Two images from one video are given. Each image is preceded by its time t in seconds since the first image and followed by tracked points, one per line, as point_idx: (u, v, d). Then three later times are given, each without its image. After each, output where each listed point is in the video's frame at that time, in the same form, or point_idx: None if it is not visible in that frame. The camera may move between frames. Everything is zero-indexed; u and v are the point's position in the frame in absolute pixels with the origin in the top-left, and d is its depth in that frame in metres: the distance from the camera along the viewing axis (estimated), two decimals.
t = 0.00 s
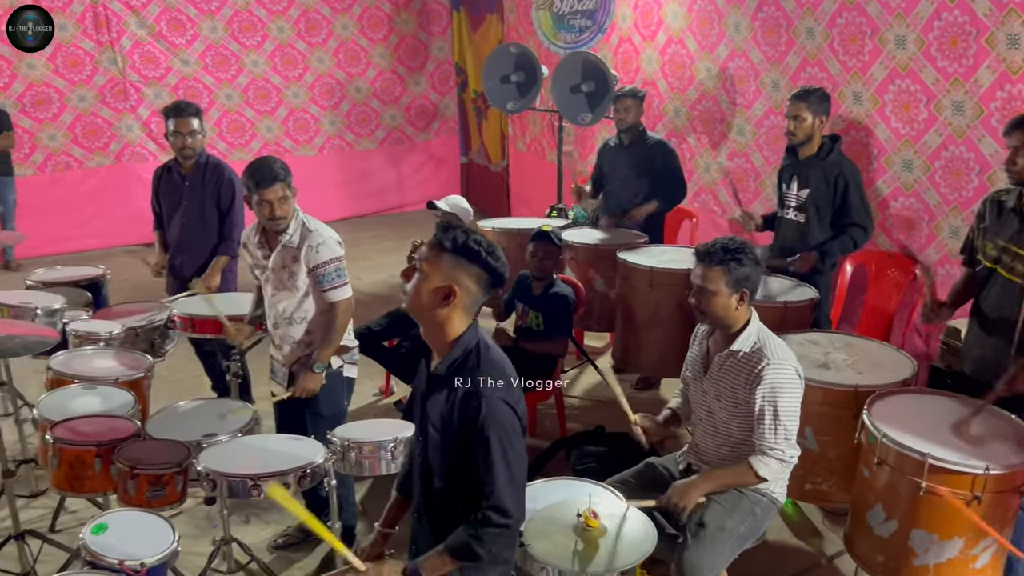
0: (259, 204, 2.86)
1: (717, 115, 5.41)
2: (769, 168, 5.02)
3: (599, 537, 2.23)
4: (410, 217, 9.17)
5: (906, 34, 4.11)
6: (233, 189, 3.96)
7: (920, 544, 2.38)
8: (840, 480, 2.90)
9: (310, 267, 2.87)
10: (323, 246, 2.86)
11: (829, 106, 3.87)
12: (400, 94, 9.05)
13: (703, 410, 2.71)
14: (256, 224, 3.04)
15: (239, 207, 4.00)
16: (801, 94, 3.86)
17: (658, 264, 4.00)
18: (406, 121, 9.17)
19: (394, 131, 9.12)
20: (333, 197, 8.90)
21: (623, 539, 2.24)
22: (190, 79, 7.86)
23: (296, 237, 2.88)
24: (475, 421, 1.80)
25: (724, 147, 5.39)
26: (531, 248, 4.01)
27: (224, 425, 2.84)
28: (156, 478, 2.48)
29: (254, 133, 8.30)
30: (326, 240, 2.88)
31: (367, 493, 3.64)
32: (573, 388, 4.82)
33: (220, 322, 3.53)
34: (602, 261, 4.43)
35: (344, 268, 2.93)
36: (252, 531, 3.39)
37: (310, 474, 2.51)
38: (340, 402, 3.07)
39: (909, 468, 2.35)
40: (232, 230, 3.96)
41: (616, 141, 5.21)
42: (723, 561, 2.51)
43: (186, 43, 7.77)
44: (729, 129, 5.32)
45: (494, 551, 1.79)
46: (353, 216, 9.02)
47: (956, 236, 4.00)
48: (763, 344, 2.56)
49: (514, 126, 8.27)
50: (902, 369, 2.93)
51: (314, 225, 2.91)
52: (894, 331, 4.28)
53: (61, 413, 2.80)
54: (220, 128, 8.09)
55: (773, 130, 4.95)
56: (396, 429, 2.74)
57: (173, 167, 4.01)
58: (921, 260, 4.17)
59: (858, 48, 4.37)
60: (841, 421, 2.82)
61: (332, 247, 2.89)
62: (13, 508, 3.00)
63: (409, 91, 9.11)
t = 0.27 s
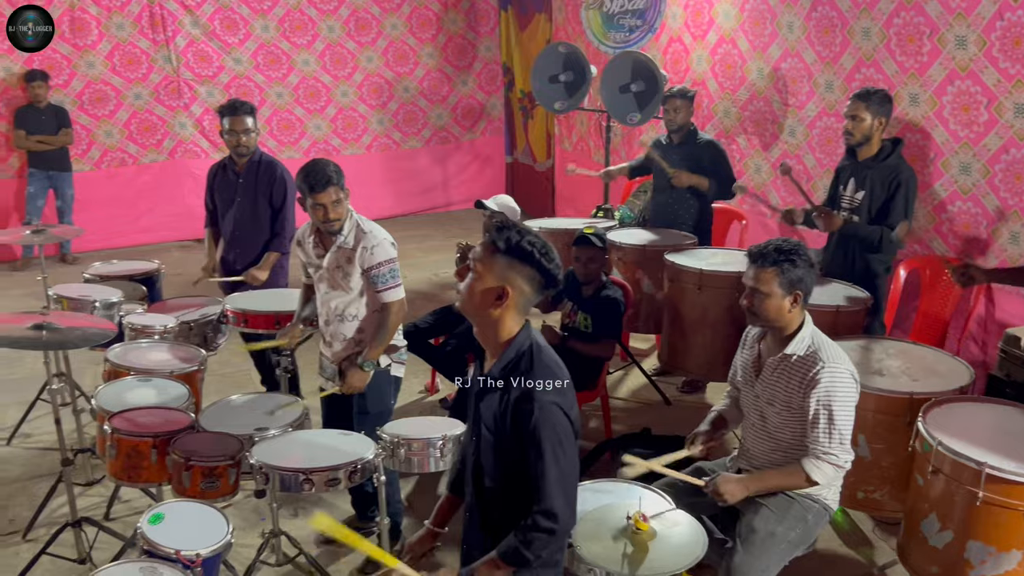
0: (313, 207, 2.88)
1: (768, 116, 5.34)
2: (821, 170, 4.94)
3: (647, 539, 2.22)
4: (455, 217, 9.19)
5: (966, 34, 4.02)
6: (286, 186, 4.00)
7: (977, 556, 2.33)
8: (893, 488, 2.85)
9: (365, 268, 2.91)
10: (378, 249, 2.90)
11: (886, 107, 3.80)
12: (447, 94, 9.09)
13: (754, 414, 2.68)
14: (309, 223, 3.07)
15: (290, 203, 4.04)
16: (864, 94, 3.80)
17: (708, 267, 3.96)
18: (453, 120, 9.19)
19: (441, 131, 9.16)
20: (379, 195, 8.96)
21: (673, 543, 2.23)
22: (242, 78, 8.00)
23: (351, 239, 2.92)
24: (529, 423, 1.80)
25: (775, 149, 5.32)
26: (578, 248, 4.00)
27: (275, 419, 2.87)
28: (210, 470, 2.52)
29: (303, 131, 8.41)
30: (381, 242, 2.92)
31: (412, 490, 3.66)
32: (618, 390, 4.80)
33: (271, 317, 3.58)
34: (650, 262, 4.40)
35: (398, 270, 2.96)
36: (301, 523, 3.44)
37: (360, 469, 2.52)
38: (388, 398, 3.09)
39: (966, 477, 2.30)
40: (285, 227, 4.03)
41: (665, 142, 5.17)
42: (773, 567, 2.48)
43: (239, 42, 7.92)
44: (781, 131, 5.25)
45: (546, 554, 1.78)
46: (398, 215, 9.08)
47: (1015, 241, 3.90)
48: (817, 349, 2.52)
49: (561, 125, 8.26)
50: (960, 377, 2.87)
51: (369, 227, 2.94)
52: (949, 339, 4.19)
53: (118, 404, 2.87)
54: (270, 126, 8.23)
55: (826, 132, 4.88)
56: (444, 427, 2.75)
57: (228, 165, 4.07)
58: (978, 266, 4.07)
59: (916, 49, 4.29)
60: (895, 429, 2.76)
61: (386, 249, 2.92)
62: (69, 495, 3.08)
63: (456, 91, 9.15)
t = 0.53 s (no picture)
0: (383, 207, 2.92)
1: (838, 118, 5.23)
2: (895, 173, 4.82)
3: (714, 547, 2.18)
4: (515, 217, 9.20)
5: None
6: (352, 186, 4.04)
7: None
8: (968, 502, 2.76)
9: (434, 266, 2.94)
10: (447, 246, 2.92)
11: (965, 109, 3.69)
12: (510, 94, 9.10)
13: (824, 422, 2.62)
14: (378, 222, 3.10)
15: (357, 203, 4.07)
16: (942, 94, 3.70)
17: (775, 271, 3.90)
18: (515, 121, 9.20)
19: (503, 131, 9.18)
20: (440, 195, 9.02)
21: (740, 550, 2.19)
22: (309, 78, 8.13)
23: (420, 238, 2.94)
24: (599, 426, 1.79)
25: (845, 151, 5.21)
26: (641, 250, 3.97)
27: (342, 414, 2.91)
28: (278, 463, 2.56)
29: (368, 131, 8.52)
30: (450, 240, 2.94)
31: (473, 491, 3.68)
32: (679, 393, 4.75)
33: (338, 313, 3.63)
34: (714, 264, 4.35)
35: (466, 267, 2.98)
36: (363, 518, 3.48)
37: (425, 467, 2.55)
38: (450, 397, 3.11)
39: None
40: (349, 226, 4.06)
41: (732, 144, 5.11)
42: None
43: (307, 43, 8.07)
44: (851, 133, 5.14)
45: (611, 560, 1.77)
46: (459, 215, 9.13)
47: None
48: (892, 355, 2.46)
49: (624, 126, 8.21)
50: None
51: (438, 225, 2.97)
52: None
53: (191, 396, 2.94)
54: (336, 126, 8.36)
55: (899, 134, 4.77)
56: (507, 427, 2.76)
57: (298, 164, 4.14)
58: None
59: (996, 49, 4.15)
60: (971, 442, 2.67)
61: (455, 246, 2.94)
62: (143, 483, 3.17)
63: (519, 91, 9.15)
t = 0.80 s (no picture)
0: (474, 201, 2.94)
1: (945, 118, 5.03)
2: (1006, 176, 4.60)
3: (810, 557, 2.13)
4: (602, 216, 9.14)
5: None
6: (445, 183, 4.09)
7: None
8: None
9: (524, 264, 2.94)
10: (537, 244, 2.92)
11: None
12: (598, 92, 9.05)
13: (928, 433, 2.52)
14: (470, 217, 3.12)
15: (449, 199, 4.12)
16: None
17: (876, 275, 3.77)
18: (603, 119, 9.14)
19: (590, 129, 9.13)
20: (526, 193, 9.03)
21: (836, 564, 2.12)
22: (401, 76, 8.25)
23: (510, 234, 2.95)
24: (691, 436, 1.75)
25: (951, 152, 5.00)
26: (734, 250, 3.89)
27: (432, 408, 2.95)
28: (371, 454, 2.61)
29: (457, 129, 8.60)
30: (540, 237, 2.93)
31: (558, 489, 3.67)
32: (769, 399, 4.63)
33: (430, 308, 3.68)
34: (811, 267, 4.24)
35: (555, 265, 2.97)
36: (449, 512, 3.51)
37: (512, 463, 2.55)
38: (540, 392, 3.12)
39: None
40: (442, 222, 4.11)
41: (830, 143, 4.96)
42: None
43: (400, 41, 8.19)
44: (959, 133, 4.93)
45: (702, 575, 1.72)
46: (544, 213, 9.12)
47: None
48: (1005, 365, 2.34)
49: (715, 125, 8.07)
50: None
51: (529, 222, 2.96)
52: None
53: (287, 385, 3.02)
54: (426, 123, 8.47)
55: (1012, 135, 4.55)
56: (597, 427, 2.75)
57: (391, 161, 4.21)
58: None
59: None
60: None
61: (545, 244, 2.93)
62: (239, 469, 3.27)
63: (608, 89, 9.09)
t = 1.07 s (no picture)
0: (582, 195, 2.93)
1: None
2: None
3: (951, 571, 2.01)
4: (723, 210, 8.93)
5: None
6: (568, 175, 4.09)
7: None
8: None
9: (646, 259, 2.88)
10: (660, 240, 2.86)
11: None
12: (722, 84, 8.85)
13: None
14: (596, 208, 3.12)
15: (571, 191, 4.12)
16: None
17: None
18: (727, 111, 8.94)
19: (713, 121, 8.94)
20: (646, 186, 8.93)
21: None
22: (523, 69, 8.31)
23: (634, 228, 2.90)
24: (811, 452, 1.58)
25: None
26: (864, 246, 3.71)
27: (553, 398, 2.96)
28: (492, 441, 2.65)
29: (577, 121, 8.58)
30: (664, 233, 2.87)
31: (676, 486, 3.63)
32: (901, 405, 4.43)
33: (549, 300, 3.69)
34: (951, 268, 4.03)
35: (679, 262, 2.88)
36: (565, 504, 3.52)
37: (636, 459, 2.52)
38: (660, 388, 3.09)
39: None
40: (564, 213, 4.10)
41: (976, 137, 4.69)
42: None
43: (523, 34, 8.24)
44: None
45: None
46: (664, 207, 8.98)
47: None
48: None
49: (846, 117, 7.76)
50: None
51: (654, 217, 2.90)
52: None
53: (413, 371, 3.10)
54: (547, 115, 8.50)
55: None
56: (721, 426, 2.70)
57: (515, 153, 4.24)
58: None
59: None
60: None
61: (669, 241, 2.86)
62: (364, 451, 3.38)
63: (733, 81, 8.88)
